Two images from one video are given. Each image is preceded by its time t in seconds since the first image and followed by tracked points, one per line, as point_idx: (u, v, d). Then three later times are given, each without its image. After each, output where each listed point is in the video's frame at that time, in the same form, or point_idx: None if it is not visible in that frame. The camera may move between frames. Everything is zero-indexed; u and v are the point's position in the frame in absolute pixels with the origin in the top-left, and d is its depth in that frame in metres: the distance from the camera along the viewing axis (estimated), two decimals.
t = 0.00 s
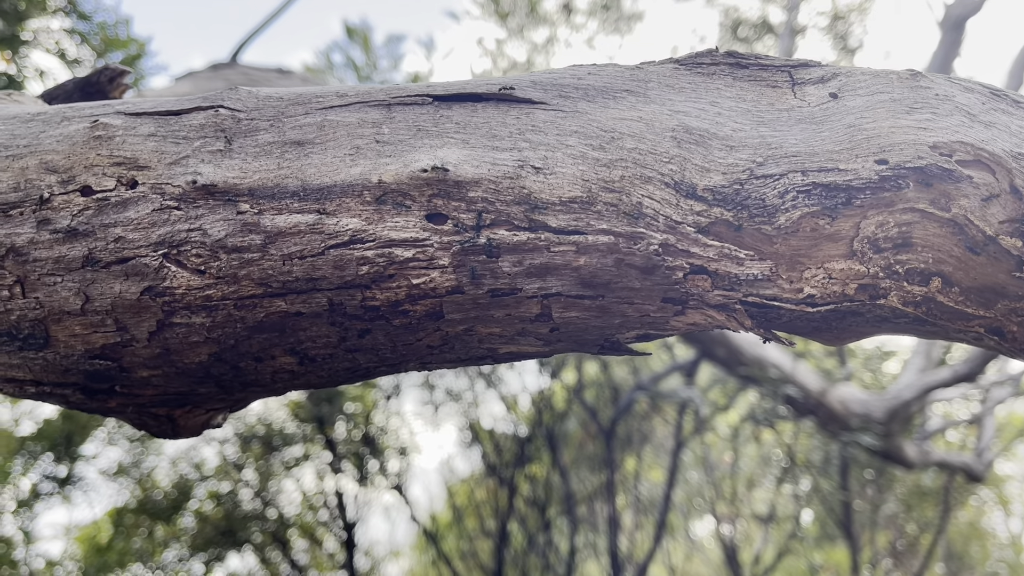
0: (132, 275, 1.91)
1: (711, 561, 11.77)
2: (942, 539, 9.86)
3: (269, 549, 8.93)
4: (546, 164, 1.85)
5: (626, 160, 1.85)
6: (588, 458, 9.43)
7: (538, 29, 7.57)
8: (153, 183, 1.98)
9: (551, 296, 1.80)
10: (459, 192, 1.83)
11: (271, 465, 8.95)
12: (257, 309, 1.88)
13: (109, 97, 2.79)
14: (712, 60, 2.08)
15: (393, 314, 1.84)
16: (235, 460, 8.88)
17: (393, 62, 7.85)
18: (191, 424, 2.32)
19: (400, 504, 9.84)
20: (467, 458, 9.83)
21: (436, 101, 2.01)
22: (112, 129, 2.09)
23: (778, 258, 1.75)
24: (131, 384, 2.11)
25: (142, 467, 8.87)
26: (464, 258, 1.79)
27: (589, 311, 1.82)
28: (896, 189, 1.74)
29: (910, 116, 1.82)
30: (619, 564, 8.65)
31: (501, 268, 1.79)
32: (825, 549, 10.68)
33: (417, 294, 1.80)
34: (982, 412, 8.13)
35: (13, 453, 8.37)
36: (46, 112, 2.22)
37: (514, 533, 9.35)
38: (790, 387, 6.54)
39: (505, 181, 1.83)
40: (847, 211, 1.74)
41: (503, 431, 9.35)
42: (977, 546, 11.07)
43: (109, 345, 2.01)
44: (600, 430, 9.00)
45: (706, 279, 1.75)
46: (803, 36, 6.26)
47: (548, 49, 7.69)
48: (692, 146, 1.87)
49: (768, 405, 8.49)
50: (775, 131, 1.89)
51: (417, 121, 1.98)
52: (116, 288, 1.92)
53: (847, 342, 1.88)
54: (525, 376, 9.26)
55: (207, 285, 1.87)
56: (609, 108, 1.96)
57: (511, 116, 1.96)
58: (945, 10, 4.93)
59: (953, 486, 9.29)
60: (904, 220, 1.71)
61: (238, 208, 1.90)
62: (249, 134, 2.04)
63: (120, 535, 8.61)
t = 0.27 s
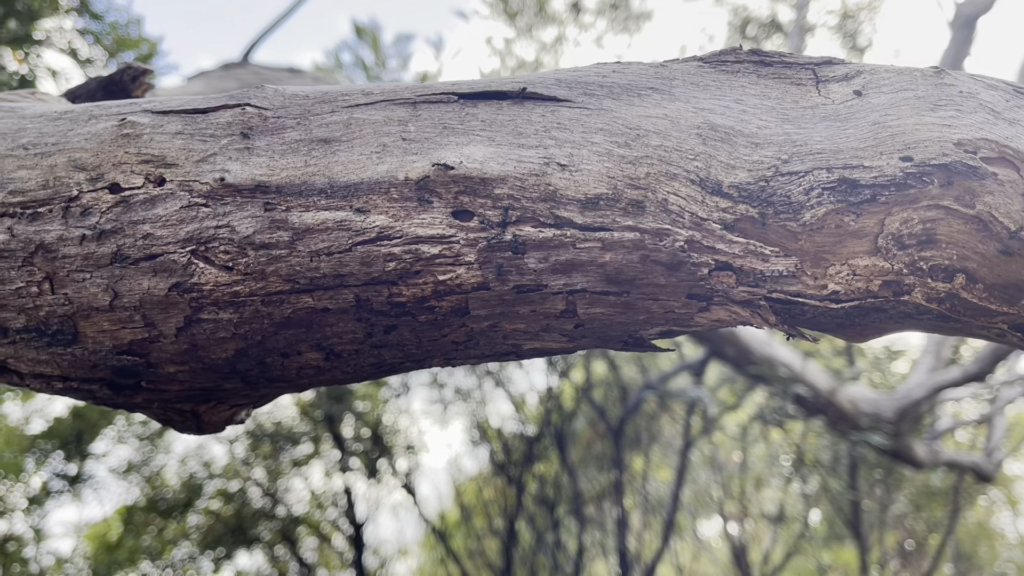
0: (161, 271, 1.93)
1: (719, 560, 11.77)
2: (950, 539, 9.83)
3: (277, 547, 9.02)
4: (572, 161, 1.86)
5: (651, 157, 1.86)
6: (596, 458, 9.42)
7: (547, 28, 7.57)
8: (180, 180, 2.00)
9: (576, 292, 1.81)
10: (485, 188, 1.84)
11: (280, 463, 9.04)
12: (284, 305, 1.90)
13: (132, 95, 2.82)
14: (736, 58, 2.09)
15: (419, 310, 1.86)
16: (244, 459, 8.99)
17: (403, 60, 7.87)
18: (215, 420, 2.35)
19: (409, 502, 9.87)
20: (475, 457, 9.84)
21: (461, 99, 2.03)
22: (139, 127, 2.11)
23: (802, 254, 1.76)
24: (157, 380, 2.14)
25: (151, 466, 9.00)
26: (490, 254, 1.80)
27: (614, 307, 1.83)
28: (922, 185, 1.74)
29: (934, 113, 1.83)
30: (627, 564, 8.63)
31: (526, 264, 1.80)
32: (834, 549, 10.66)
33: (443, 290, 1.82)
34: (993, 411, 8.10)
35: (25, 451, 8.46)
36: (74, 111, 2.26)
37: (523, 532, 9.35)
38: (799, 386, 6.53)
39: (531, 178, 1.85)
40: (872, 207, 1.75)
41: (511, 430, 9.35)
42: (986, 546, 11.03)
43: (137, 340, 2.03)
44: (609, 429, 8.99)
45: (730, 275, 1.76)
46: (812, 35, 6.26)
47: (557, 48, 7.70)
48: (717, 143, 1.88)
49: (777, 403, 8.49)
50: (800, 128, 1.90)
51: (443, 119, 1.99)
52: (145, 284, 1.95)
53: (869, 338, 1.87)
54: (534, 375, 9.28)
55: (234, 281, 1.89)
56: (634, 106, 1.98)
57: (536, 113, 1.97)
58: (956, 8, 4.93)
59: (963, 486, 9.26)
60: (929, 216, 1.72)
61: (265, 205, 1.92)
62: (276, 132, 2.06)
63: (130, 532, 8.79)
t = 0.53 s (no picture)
0: (178, 267, 1.92)
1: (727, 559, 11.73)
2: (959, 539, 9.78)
3: (285, 544, 9.07)
4: (593, 155, 1.84)
5: (674, 151, 1.84)
6: (604, 456, 9.40)
7: (555, 26, 7.55)
8: (198, 175, 1.99)
9: (597, 288, 1.79)
10: (505, 183, 1.83)
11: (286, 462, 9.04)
12: (302, 301, 1.89)
13: (146, 90, 2.81)
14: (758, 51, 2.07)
15: (438, 305, 1.84)
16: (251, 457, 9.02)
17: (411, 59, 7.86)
18: (231, 417, 2.34)
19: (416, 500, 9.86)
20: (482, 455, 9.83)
21: (480, 93, 2.01)
22: (156, 122, 2.11)
23: (827, 250, 1.73)
24: (173, 376, 2.13)
25: (160, 464, 9.06)
26: (511, 249, 1.78)
27: (635, 303, 1.81)
28: (948, 180, 1.72)
29: (961, 106, 1.80)
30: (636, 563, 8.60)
31: (547, 260, 1.78)
32: (842, 549, 10.61)
33: (463, 286, 1.80)
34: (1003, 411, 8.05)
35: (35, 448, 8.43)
36: (90, 106, 2.26)
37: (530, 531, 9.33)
38: (809, 385, 6.50)
39: (552, 173, 1.83)
40: (898, 201, 1.72)
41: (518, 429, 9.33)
42: (994, 546, 10.97)
43: (154, 337, 2.02)
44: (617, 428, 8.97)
45: (753, 271, 1.74)
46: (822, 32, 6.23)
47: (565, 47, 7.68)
48: (741, 137, 1.86)
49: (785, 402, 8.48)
50: (825, 122, 1.88)
51: (462, 113, 1.98)
52: (162, 280, 1.93)
53: (893, 335, 1.84)
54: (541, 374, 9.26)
55: (252, 277, 1.88)
56: (656, 99, 1.96)
57: (557, 107, 1.96)
58: (968, 5, 4.91)
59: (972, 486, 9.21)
60: (955, 211, 1.69)
61: (283, 200, 1.91)
62: (294, 126, 2.04)
63: (139, 530, 8.82)
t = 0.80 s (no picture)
0: (194, 263, 1.91)
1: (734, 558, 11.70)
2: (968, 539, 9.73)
3: (293, 542, 9.11)
4: (611, 150, 1.83)
5: (693, 145, 1.83)
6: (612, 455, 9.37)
7: (562, 24, 7.53)
8: (213, 170, 1.98)
9: (615, 284, 1.78)
10: (522, 178, 1.82)
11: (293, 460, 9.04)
12: (318, 297, 1.88)
13: (160, 86, 2.81)
14: (778, 45, 2.05)
15: (454, 301, 1.83)
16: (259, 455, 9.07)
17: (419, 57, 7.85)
18: (245, 413, 2.33)
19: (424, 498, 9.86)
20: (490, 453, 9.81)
21: (497, 88, 2.00)
22: (171, 118, 2.11)
23: (847, 245, 1.72)
24: (188, 372, 2.12)
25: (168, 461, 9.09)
26: (528, 245, 1.77)
27: (653, 299, 1.80)
28: (971, 175, 1.69)
29: (984, 100, 1.78)
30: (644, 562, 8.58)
31: (564, 255, 1.77)
32: (851, 548, 10.56)
33: (479, 282, 1.79)
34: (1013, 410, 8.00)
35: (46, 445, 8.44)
36: (105, 102, 2.26)
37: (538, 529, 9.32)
38: (818, 384, 6.46)
39: (570, 167, 1.81)
40: (920, 196, 1.70)
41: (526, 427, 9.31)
42: (1003, 546, 10.92)
43: (169, 332, 2.02)
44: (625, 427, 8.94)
45: (773, 266, 1.72)
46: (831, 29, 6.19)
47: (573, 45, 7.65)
48: (761, 131, 1.85)
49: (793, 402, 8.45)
50: (846, 116, 1.86)
51: (479, 108, 1.97)
52: (177, 276, 1.93)
53: (913, 331, 1.82)
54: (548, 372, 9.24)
55: (268, 273, 1.87)
56: (674, 93, 1.94)
57: (575, 101, 1.94)
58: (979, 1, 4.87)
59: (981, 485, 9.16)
60: (978, 206, 1.66)
61: (300, 195, 1.90)
62: (309, 121, 2.04)
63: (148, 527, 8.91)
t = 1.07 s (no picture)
0: (218, 261, 1.91)
1: (743, 557, 11.68)
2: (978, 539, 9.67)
3: (302, 540, 9.13)
4: (637, 147, 1.83)
5: (720, 143, 1.82)
6: (620, 454, 9.36)
7: (572, 22, 7.52)
8: (237, 168, 1.98)
9: (641, 282, 1.77)
10: (548, 176, 1.81)
11: (303, 458, 9.11)
12: (343, 295, 1.88)
13: (179, 84, 2.81)
14: (804, 43, 2.05)
15: (479, 300, 1.83)
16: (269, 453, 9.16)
17: (428, 56, 7.85)
18: (267, 412, 2.34)
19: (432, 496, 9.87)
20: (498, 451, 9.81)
21: (522, 86, 2.00)
22: (195, 116, 2.11)
23: (875, 243, 1.71)
24: (211, 370, 2.13)
25: (178, 458, 9.10)
26: (553, 243, 1.77)
27: (679, 297, 1.79)
28: (1001, 173, 1.67)
29: (1014, 97, 1.76)
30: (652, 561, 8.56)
31: (590, 254, 1.76)
32: (860, 547, 10.53)
33: (504, 280, 1.79)
34: None
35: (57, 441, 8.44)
36: (128, 100, 2.27)
37: (547, 528, 9.32)
38: (829, 383, 6.42)
39: (596, 165, 1.81)
40: (949, 194, 1.69)
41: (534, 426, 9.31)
42: (1013, 546, 10.85)
43: (193, 331, 2.02)
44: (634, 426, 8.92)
45: (800, 265, 1.72)
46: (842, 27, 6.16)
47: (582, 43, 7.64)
48: (788, 129, 1.84)
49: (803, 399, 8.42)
50: (874, 114, 1.85)
51: (504, 106, 1.96)
52: (201, 274, 1.93)
53: (940, 331, 1.80)
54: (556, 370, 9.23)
55: (293, 271, 1.87)
56: (701, 91, 1.94)
57: (600, 99, 1.94)
58: None
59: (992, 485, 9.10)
60: (1008, 205, 1.64)
61: (324, 193, 1.90)
62: (334, 119, 2.03)
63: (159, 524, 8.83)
